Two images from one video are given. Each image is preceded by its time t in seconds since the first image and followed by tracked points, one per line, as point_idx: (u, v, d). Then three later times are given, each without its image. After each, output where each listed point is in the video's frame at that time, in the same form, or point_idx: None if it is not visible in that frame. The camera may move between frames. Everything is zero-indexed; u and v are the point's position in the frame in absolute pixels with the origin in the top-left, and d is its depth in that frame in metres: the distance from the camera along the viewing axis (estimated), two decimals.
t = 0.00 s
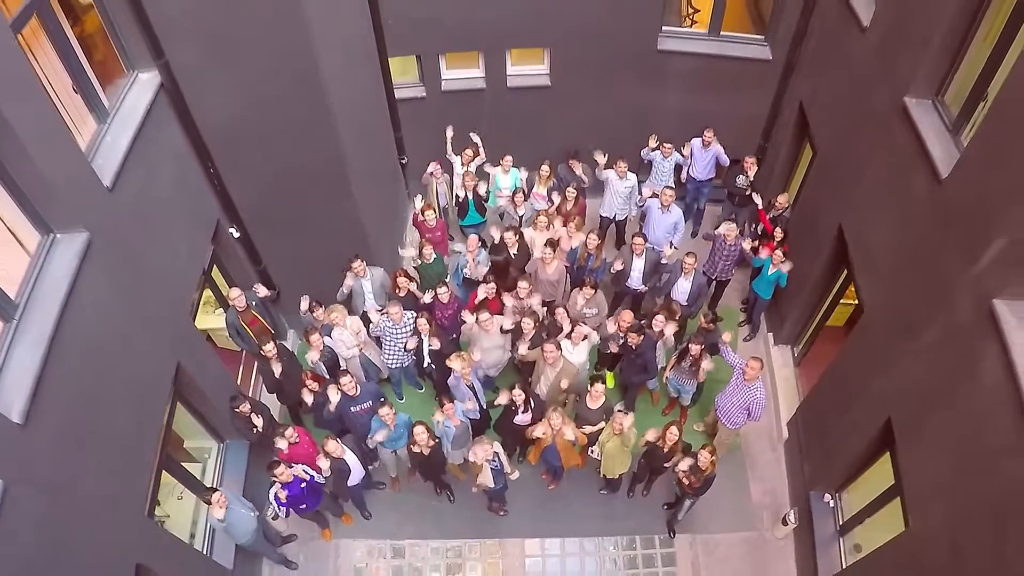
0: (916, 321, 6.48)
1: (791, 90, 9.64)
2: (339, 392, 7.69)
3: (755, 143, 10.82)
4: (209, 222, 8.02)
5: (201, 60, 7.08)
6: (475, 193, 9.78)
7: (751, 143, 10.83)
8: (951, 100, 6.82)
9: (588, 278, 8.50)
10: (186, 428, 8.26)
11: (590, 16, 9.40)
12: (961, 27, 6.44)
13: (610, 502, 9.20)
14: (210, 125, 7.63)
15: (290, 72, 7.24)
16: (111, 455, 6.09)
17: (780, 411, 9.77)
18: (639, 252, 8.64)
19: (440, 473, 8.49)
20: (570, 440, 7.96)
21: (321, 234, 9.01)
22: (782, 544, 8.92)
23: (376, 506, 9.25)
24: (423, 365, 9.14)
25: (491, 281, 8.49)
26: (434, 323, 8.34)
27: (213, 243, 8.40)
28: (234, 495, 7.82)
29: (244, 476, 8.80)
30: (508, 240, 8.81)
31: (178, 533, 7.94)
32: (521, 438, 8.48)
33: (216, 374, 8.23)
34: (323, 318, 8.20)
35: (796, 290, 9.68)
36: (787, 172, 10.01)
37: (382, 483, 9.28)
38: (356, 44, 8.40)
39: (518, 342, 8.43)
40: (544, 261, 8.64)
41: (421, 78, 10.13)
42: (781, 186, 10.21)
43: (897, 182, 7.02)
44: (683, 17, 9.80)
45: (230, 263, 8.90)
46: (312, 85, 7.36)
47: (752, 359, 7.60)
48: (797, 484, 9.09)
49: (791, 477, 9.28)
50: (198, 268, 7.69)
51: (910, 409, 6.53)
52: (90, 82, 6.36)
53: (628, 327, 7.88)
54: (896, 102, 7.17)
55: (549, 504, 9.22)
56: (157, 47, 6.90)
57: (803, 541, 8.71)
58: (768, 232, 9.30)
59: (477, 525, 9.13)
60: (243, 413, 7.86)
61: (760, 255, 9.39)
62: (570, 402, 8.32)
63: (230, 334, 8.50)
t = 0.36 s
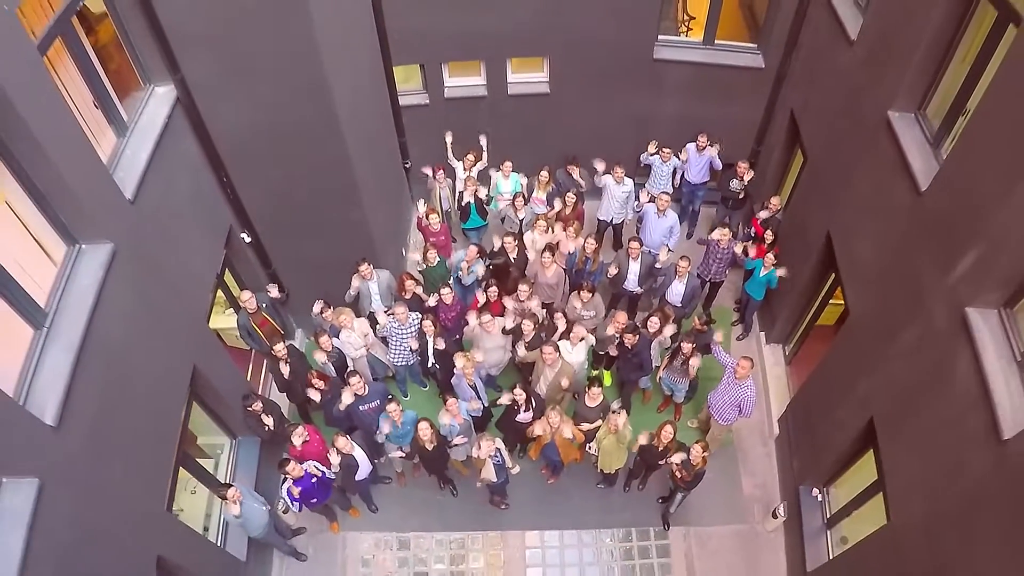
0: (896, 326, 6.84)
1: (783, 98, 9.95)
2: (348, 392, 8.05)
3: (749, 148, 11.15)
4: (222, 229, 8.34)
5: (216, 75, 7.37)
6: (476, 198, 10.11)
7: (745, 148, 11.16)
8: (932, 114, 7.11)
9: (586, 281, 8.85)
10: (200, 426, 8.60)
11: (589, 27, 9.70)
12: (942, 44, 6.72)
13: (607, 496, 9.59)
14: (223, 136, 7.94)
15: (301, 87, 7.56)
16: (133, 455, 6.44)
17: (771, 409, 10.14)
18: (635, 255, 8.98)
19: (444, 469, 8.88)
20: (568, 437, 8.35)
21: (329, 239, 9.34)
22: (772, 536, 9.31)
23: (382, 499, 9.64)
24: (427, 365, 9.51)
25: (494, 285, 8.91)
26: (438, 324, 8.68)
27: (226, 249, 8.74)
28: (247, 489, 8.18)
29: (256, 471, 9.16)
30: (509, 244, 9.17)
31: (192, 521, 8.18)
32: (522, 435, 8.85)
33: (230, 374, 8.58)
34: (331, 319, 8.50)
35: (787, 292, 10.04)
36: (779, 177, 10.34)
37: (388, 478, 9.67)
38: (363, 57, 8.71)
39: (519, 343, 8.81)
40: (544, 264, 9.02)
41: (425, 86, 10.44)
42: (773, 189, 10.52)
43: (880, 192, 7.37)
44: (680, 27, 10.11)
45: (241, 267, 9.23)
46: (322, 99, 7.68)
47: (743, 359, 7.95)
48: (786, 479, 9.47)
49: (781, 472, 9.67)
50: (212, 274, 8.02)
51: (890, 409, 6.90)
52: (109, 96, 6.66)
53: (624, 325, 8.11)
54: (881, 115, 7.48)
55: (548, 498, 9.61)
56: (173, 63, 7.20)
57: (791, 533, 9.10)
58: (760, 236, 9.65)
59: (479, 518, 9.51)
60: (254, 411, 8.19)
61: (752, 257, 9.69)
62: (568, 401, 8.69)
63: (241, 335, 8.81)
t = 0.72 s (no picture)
0: (880, 329, 7.22)
1: (777, 104, 10.29)
2: (360, 390, 8.43)
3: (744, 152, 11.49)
4: (237, 234, 8.68)
5: (232, 89, 7.70)
6: (480, 201, 10.46)
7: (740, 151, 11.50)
8: (917, 125, 7.44)
9: (586, 283, 9.19)
10: (215, 421, 8.95)
11: (589, 36, 10.01)
12: (927, 59, 7.02)
13: (606, 489, 9.98)
14: (238, 145, 8.27)
15: (314, 100, 7.89)
16: (156, 452, 6.79)
17: (764, 404, 10.53)
18: (633, 258, 9.33)
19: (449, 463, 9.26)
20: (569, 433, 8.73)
21: (338, 242, 9.69)
22: (764, 527, 9.70)
23: (390, 492, 10.04)
24: (433, 363, 9.88)
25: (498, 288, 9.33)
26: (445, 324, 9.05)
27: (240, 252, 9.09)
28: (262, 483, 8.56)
29: (269, 465, 9.53)
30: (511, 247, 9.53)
31: (206, 512, 8.52)
32: (524, 431, 9.21)
33: (244, 373, 8.93)
34: (341, 318, 8.83)
35: (779, 292, 10.41)
36: (772, 181, 10.70)
37: (396, 472, 10.06)
38: (371, 67, 9.04)
39: (521, 343, 9.19)
40: (545, 266, 9.40)
41: (430, 92, 10.75)
42: (767, 192, 10.88)
43: (866, 200, 7.72)
44: (677, 35, 10.42)
45: (254, 269, 9.58)
46: (333, 111, 8.01)
47: (737, 357, 8.31)
48: (779, 472, 9.86)
49: (773, 466, 10.06)
50: (227, 277, 8.36)
51: (874, 407, 7.29)
52: (130, 109, 6.94)
53: (621, 326, 8.50)
54: (868, 126, 7.82)
55: (549, 491, 10.00)
56: (191, 77, 7.51)
57: (783, 524, 9.49)
58: (754, 238, 9.99)
59: (483, 510, 9.91)
60: (269, 408, 8.55)
61: (746, 259, 10.08)
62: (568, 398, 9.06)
63: (254, 334, 9.18)
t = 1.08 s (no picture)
0: (866, 329, 7.58)
1: (770, 109, 10.61)
2: (369, 387, 8.79)
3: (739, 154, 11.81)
4: (250, 237, 9.02)
5: (246, 99, 8.02)
6: (483, 202, 10.80)
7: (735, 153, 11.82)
8: (903, 133, 7.75)
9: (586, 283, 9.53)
10: (229, 417, 9.30)
11: (588, 43, 10.32)
12: (912, 70, 7.29)
13: (605, 481, 10.36)
14: (251, 152, 8.59)
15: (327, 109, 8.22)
16: (177, 447, 7.15)
17: (758, 399, 10.90)
18: (631, 258, 9.67)
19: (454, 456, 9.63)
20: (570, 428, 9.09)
21: (346, 244, 10.02)
22: (757, 517, 10.09)
23: (397, 484, 10.41)
24: (439, 360, 10.24)
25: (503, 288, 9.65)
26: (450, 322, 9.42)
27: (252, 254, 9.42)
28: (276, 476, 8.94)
29: (280, 460, 9.90)
30: (513, 248, 9.88)
31: (221, 503, 8.77)
32: (526, 426, 9.57)
33: (257, 370, 9.29)
34: (351, 316, 9.33)
35: (773, 291, 10.76)
36: (767, 181, 11.05)
37: (402, 465, 10.43)
38: (379, 76, 9.36)
39: (524, 341, 9.56)
40: (547, 266, 9.76)
41: (434, 96, 11.05)
42: (761, 192, 11.22)
43: (853, 205, 8.07)
44: (674, 41, 10.73)
45: (265, 270, 9.91)
46: (343, 119, 8.33)
47: (732, 355, 8.66)
48: (771, 464, 10.24)
49: (766, 458, 10.44)
50: (241, 279, 8.70)
51: (860, 402, 7.65)
52: (149, 119, 7.24)
53: (619, 329, 9.01)
54: (856, 134, 8.15)
55: (550, 483, 10.38)
56: (207, 88, 7.82)
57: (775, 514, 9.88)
58: (748, 238, 10.34)
59: (487, 501, 10.29)
60: (281, 405, 8.91)
61: (740, 259, 10.42)
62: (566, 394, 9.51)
63: (265, 333, 9.46)
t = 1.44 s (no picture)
0: (852, 325, 7.92)
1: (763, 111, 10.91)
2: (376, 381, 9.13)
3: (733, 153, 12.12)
4: (260, 236, 9.32)
5: (256, 104, 8.31)
6: (484, 201, 11.13)
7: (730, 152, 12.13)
8: (888, 137, 8.07)
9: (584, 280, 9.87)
10: (240, 411, 9.62)
11: (586, 46, 10.61)
12: (897, 78, 7.59)
13: (602, 471, 10.71)
14: (261, 155, 8.89)
15: (335, 114, 8.51)
16: (193, 440, 7.47)
17: (751, 392, 11.25)
18: (628, 255, 10.00)
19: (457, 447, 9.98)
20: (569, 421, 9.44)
21: (351, 243, 10.33)
22: (750, 506, 10.46)
23: (402, 475, 10.76)
24: (442, 355, 10.57)
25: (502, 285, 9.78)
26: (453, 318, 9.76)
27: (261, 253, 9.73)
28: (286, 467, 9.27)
29: (289, 452, 10.25)
30: (512, 246, 10.23)
31: (232, 493, 9.03)
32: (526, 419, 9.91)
33: (267, 365, 9.61)
34: (356, 313, 9.51)
35: (765, 287, 11.10)
36: (761, 179, 11.37)
37: (406, 456, 10.78)
38: (384, 80, 9.65)
39: (523, 336, 9.92)
40: (546, 263, 10.11)
41: (437, 98, 11.34)
42: (755, 190, 11.55)
43: (841, 205, 8.40)
44: (670, 44, 11.02)
45: (274, 269, 10.22)
46: (349, 123, 8.62)
47: (726, 350, 8.98)
48: (763, 455, 10.60)
49: (759, 449, 10.80)
50: (251, 277, 9.01)
51: (846, 395, 8.01)
52: (164, 125, 7.52)
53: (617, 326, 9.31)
54: (844, 137, 8.46)
55: (550, 473, 10.73)
56: (220, 94, 8.12)
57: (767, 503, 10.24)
58: (741, 236, 10.60)
59: (488, 491, 10.64)
60: (290, 399, 9.25)
61: (734, 256, 10.74)
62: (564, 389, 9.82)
63: (274, 328, 9.77)
